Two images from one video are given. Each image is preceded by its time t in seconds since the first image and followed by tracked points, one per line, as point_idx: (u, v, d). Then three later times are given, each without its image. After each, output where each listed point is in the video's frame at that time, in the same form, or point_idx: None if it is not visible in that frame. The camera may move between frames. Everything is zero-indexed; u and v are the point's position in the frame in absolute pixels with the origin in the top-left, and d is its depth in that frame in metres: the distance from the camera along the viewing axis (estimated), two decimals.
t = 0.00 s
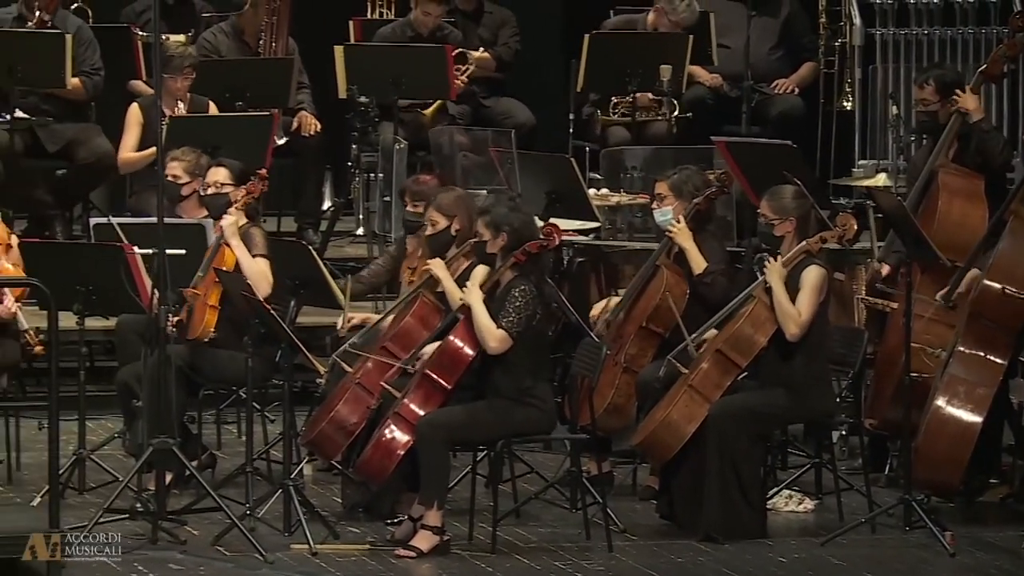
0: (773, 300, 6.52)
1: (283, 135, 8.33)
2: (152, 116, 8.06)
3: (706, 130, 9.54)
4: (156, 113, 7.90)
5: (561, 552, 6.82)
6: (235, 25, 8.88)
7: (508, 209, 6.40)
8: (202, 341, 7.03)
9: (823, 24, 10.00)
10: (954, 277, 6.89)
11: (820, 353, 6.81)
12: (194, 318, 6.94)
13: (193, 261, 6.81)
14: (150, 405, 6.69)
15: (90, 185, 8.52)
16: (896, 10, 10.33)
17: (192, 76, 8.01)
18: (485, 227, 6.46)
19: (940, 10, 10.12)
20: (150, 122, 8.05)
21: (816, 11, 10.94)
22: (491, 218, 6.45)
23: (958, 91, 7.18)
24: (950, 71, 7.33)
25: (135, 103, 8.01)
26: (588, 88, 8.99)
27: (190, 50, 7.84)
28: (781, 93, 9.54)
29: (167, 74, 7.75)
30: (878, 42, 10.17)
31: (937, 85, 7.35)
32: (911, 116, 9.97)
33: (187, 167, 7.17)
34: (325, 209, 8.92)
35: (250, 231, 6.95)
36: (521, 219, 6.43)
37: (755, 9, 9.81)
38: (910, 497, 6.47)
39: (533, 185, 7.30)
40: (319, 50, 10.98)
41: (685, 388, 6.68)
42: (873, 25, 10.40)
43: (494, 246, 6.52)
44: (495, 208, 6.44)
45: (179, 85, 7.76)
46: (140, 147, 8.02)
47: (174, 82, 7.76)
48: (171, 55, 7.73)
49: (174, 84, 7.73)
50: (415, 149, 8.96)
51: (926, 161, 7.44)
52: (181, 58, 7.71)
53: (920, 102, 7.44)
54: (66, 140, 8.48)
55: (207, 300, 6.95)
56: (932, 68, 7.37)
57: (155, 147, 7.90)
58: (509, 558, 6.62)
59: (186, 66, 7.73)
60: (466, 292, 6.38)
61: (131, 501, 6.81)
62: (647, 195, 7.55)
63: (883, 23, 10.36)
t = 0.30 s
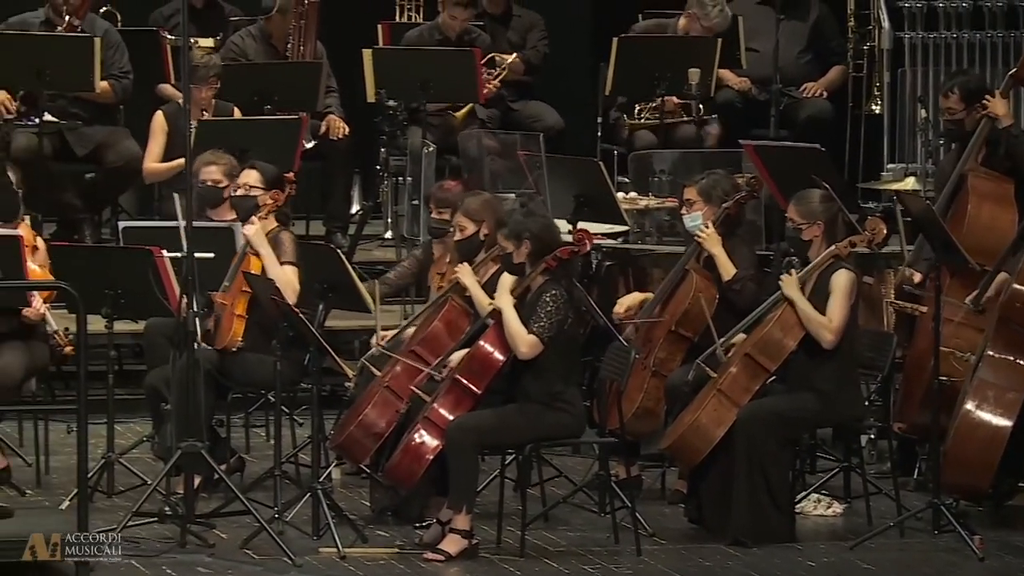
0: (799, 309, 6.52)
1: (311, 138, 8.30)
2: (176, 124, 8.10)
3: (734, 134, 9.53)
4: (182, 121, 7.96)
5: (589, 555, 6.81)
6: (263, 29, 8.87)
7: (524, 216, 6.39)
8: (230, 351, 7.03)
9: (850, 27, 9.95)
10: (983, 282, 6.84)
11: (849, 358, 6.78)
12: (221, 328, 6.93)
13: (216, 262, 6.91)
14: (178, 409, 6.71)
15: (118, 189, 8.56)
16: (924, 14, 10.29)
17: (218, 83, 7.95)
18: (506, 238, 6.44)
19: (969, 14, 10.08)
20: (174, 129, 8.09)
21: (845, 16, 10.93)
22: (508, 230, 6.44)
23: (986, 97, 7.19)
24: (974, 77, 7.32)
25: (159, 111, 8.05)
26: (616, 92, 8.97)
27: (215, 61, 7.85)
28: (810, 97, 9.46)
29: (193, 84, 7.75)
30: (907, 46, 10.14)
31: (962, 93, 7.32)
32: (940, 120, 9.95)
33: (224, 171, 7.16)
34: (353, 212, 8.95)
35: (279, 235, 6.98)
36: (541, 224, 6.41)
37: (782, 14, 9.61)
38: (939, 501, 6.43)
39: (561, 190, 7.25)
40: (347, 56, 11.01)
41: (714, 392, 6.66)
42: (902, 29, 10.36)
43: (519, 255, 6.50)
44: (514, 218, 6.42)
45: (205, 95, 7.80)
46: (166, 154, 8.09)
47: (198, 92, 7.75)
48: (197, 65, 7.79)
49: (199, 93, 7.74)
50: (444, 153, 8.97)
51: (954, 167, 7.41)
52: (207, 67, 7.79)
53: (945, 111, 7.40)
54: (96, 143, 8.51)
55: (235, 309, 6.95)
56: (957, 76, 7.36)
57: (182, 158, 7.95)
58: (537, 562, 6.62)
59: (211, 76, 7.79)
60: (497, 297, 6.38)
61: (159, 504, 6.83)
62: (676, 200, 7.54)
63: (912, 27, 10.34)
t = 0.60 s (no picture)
0: (830, 313, 6.48)
1: (343, 143, 8.33)
2: (206, 129, 8.15)
3: (767, 137, 9.51)
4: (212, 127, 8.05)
5: (621, 560, 6.79)
6: (297, 34, 8.96)
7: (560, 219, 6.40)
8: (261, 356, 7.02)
9: (883, 32, 10.01)
10: (1016, 286, 6.78)
11: (880, 362, 6.75)
12: (253, 332, 6.93)
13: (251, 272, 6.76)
14: (210, 413, 6.73)
15: (150, 193, 8.60)
16: (956, 18, 10.27)
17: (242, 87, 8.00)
18: (539, 242, 6.46)
19: (1002, 19, 10.07)
20: (203, 134, 8.14)
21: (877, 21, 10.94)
22: (542, 232, 6.45)
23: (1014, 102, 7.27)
24: (999, 85, 7.38)
25: (187, 116, 8.12)
26: (648, 95, 8.98)
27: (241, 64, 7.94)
28: (842, 102, 9.63)
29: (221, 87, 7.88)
30: (939, 50, 10.12)
31: (986, 101, 7.39)
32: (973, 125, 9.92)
33: (260, 174, 7.11)
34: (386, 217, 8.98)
35: (313, 239, 6.98)
36: (575, 228, 6.41)
37: (811, 20, 9.61)
38: (972, 506, 6.40)
39: (592, 194, 7.22)
40: (379, 61, 11.05)
41: (745, 397, 6.63)
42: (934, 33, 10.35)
43: (553, 257, 6.50)
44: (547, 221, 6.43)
45: (231, 97, 7.93)
46: (194, 158, 8.11)
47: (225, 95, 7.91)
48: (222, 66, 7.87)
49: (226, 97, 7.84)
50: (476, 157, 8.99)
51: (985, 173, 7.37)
52: (230, 70, 7.88)
53: (972, 120, 7.47)
54: (127, 148, 8.55)
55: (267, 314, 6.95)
56: (982, 83, 7.42)
57: (211, 159, 7.96)
58: (569, 565, 6.62)
59: (236, 79, 7.88)
60: (526, 301, 6.37)
61: (191, 508, 6.86)
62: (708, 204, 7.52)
63: (944, 31, 10.32)
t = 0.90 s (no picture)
0: (859, 317, 6.44)
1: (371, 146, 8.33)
2: (233, 127, 8.15)
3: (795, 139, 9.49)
4: (241, 128, 8.04)
5: (649, 563, 6.78)
6: (325, 38, 8.97)
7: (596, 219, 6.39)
8: (288, 360, 7.05)
9: (912, 35, 10.03)
10: None
11: (909, 365, 6.73)
12: (280, 338, 6.96)
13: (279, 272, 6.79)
14: (238, 415, 6.75)
15: (178, 196, 8.62)
16: (985, 22, 10.26)
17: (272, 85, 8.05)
18: (573, 238, 6.45)
19: None
20: (231, 135, 8.13)
21: (904, 24, 10.93)
22: (578, 229, 6.44)
23: None
24: None
25: (215, 117, 8.12)
26: (675, 99, 8.99)
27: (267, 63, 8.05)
28: (869, 105, 9.70)
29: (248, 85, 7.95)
30: (967, 54, 10.11)
31: (1014, 103, 7.36)
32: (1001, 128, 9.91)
33: (287, 177, 7.11)
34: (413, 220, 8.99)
35: (339, 242, 7.03)
36: (610, 228, 6.41)
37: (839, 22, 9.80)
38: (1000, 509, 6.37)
39: (620, 197, 7.21)
40: (405, 63, 11.05)
41: (773, 401, 6.60)
42: (962, 37, 10.34)
43: (582, 257, 6.48)
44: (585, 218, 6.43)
45: (259, 95, 7.98)
46: (221, 158, 8.13)
47: (253, 93, 7.98)
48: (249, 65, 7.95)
49: (253, 95, 7.92)
50: (504, 161, 9.01)
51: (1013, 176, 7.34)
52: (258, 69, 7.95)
53: (1000, 123, 7.45)
54: (155, 151, 8.56)
55: (292, 319, 6.97)
56: (1010, 87, 7.40)
57: (239, 154, 7.98)
58: (596, 569, 6.62)
59: (263, 77, 7.96)
60: (550, 306, 6.32)
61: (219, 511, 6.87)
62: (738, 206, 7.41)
63: (972, 34, 10.31)
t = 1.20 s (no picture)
0: (893, 322, 6.43)
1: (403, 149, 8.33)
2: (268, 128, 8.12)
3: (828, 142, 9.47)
4: (275, 128, 8.00)
5: (680, 567, 6.77)
6: (357, 41, 8.99)
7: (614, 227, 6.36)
8: (320, 363, 7.06)
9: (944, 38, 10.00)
10: None
11: (941, 369, 6.71)
12: (311, 342, 6.97)
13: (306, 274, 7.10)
14: (270, 419, 6.78)
15: (209, 200, 8.62)
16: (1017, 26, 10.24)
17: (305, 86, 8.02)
18: (593, 253, 6.38)
19: None
20: (265, 137, 8.11)
21: (935, 28, 10.91)
22: (595, 242, 6.39)
23: None
24: None
25: (250, 118, 8.08)
26: (707, 103, 8.98)
27: (302, 62, 8.00)
28: (902, 108, 9.63)
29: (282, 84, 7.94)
30: (1000, 58, 10.08)
31: None
32: None
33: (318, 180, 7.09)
34: (445, 223, 8.98)
35: (366, 248, 7.01)
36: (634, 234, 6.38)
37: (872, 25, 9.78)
38: None
39: (651, 201, 7.19)
40: (437, 66, 11.05)
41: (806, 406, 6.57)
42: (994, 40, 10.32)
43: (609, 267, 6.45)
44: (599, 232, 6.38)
45: (293, 94, 7.94)
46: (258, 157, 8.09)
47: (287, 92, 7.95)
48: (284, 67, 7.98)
49: (287, 94, 7.91)
50: (536, 165, 9.01)
51: None
52: (292, 67, 7.95)
53: None
54: (186, 155, 8.55)
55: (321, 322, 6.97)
56: None
57: (272, 153, 7.95)
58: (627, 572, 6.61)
59: (297, 76, 7.94)
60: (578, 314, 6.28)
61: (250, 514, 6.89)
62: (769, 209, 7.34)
63: (1004, 38, 10.29)
